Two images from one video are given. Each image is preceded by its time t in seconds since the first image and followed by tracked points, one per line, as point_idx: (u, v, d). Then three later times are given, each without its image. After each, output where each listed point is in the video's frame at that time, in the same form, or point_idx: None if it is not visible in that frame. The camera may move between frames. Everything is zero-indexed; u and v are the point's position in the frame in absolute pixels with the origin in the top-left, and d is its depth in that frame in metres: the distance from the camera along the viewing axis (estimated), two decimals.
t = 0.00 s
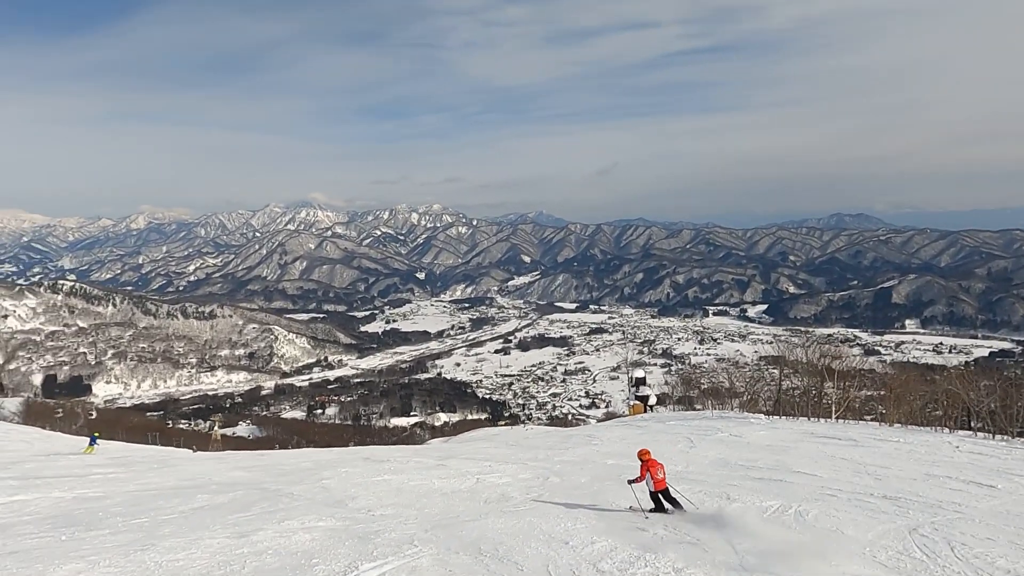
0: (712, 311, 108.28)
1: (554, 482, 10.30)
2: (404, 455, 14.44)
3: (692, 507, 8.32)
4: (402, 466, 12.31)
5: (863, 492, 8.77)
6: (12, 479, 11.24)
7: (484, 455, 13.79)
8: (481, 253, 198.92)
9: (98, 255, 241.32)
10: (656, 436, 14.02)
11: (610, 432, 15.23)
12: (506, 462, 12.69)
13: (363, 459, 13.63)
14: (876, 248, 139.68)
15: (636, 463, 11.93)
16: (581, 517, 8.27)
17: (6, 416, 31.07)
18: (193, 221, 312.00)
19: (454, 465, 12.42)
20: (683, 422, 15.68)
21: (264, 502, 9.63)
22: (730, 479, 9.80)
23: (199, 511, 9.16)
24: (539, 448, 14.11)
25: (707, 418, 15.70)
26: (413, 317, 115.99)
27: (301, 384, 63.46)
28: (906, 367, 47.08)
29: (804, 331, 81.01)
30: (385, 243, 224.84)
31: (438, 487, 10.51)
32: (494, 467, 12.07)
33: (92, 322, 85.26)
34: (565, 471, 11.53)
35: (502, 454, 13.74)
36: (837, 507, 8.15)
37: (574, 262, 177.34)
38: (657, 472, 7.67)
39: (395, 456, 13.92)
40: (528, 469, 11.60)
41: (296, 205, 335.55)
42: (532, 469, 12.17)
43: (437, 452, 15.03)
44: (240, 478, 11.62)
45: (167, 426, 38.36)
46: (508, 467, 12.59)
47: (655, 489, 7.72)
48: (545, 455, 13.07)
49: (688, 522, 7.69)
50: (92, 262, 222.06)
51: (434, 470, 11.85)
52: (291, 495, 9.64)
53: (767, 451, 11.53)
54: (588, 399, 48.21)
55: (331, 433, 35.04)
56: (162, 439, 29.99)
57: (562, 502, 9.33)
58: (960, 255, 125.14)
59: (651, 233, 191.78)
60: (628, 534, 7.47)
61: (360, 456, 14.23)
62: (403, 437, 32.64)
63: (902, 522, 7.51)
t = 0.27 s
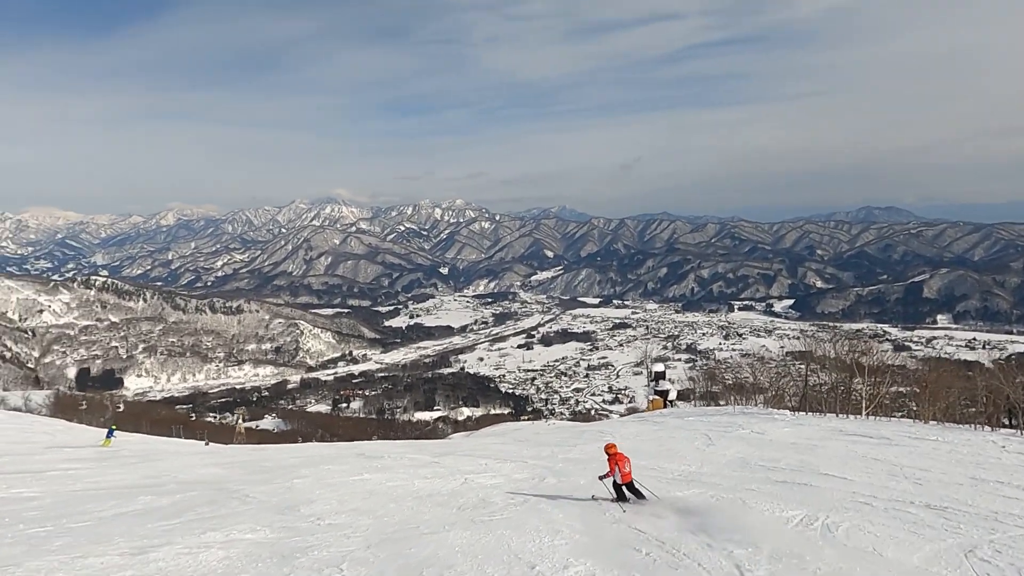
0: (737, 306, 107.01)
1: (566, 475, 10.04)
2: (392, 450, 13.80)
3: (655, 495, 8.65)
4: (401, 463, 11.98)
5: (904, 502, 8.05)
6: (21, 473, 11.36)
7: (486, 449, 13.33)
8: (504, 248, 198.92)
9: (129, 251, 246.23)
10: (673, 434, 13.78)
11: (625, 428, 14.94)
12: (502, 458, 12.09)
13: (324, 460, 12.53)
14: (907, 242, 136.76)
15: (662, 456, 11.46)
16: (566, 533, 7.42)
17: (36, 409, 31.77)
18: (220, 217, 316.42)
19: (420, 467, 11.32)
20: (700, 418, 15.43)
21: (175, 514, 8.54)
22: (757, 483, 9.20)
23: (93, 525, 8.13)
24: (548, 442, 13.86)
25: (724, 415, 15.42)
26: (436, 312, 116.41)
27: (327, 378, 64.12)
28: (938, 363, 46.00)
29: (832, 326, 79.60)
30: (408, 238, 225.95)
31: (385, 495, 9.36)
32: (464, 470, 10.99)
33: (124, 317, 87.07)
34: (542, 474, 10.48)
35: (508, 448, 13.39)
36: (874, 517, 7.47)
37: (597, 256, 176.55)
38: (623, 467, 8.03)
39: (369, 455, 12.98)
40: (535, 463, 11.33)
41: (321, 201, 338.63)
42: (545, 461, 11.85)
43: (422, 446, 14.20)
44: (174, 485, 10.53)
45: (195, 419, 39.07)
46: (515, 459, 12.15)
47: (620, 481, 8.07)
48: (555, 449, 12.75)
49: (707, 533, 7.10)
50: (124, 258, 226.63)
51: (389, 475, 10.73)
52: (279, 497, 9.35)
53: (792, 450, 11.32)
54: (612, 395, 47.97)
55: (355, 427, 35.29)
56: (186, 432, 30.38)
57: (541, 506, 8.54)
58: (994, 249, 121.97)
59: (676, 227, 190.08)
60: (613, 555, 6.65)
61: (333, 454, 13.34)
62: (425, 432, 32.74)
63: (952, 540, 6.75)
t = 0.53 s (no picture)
0: (771, 302, 105.30)
1: (593, 468, 9.81)
2: (393, 444, 13.36)
3: (630, 487, 8.59)
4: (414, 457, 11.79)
5: (973, 515, 6.83)
6: (44, 458, 11.62)
7: (502, 443, 13.01)
8: (534, 243, 198.79)
9: (168, 248, 252.55)
10: (697, 428, 13.52)
11: (647, 422, 14.66)
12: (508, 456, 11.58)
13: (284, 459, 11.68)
14: (949, 237, 132.78)
15: (690, 449, 11.23)
16: (530, 550, 6.66)
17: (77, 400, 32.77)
18: (256, 214, 322.30)
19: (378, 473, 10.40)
20: (719, 413, 15.23)
21: (72, 517, 7.94)
22: (805, 492, 8.18)
23: None
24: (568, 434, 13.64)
25: (744, 409, 15.21)
26: (466, 307, 117.03)
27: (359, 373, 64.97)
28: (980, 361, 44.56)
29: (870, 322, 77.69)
30: (439, 234, 227.30)
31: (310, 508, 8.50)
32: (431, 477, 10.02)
33: (163, 312, 89.42)
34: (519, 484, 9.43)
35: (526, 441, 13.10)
36: (938, 532, 6.33)
37: (628, 252, 175.33)
38: (572, 450, 8.39)
39: (345, 454, 12.16)
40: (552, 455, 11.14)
41: (353, 198, 342.17)
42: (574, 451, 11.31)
43: (415, 442, 13.51)
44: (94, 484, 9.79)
45: (230, 412, 39.95)
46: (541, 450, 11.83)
47: (569, 465, 8.44)
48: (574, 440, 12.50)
49: (733, 553, 6.20)
50: (164, 255, 232.69)
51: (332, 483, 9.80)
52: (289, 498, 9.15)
53: (823, 448, 10.86)
54: (642, 391, 47.64)
55: (386, 421, 35.79)
56: (219, 425, 31.01)
57: (519, 518, 7.70)
58: None
59: (709, 222, 187.66)
60: None
61: (310, 452, 12.57)
62: (456, 426, 33.05)
63: None
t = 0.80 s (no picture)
0: (797, 297, 103.86)
1: (596, 463, 9.07)
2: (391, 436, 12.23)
3: (643, 495, 7.40)
4: (426, 442, 11.45)
5: None
6: (62, 435, 11.69)
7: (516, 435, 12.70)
8: (557, 238, 198.40)
9: (197, 244, 256.99)
10: (719, 425, 13.29)
11: (667, 417, 14.45)
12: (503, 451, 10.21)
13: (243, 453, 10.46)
14: (982, 231, 129.65)
15: (704, 454, 10.27)
16: None
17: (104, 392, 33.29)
18: (281, 210, 326.27)
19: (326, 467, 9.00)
20: (737, 410, 15.04)
21: None
22: (853, 504, 6.82)
23: None
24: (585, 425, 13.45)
25: (759, 407, 15.09)
26: (489, 302, 117.27)
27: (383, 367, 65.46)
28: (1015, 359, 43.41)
29: (900, 318, 76.18)
30: (462, 229, 228.01)
31: (194, 507, 7.19)
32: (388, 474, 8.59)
33: (191, 306, 90.86)
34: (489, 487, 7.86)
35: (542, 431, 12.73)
36: None
37: (652, 247, 174.15)
38: (522, 440, 7.94)
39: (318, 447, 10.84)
40: (568, 440, 10.91)
41: (377, 193, 344.47)
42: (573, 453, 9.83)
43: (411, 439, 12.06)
44: (2, 461, 8.87)
45: (255, 404, 40.40)
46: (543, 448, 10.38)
47: (517, 455, 7.97)
48: (592, 430, 12.33)
49: None
50: (192, 250, 236.70)
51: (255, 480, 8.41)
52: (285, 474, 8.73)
53: (862, 448, 10.20)
54: (665, 387, 47.38)
55: (409, 415, 36.02)
56: (242, 418, 31.31)
57: (487, 532, 6.24)
58: None
59: (734, 217, 185.59)
60: None
61: (283, 445, 11.34)
62: (478, 420, 33.16)
63: None
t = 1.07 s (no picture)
0: (821, 293, 102.43)
1: (621, 478, 8.34)
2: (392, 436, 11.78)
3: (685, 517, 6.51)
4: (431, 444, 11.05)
5: None
6: (74, 425, 11.79)
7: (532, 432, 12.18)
8: (577, 233, 197.74)
9: (221, 238, 260.20)
10: (749, 422, 12.64)
11: (690, 413, 14.37)
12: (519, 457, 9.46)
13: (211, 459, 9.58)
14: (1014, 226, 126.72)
15: (741, 455, 9.34)
16: None
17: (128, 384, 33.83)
18: (304, 206, 328.94)
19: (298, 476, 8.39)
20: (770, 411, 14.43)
21: None
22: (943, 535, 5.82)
23: None
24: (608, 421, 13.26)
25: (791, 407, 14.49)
26: (509, 297, 117.32)
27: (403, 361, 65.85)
28: None
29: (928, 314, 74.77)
30: (482, 224, 228.18)
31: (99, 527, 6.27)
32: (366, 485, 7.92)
33: (215, 300, 92.19)
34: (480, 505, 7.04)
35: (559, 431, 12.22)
36: None
37: (673, 242, 172.84)
38: (473, 428, 8.13)
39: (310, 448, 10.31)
40: (586, 439, 10.79)
41: (397, 188, 345.80)
42: (596, 465, 9.00)
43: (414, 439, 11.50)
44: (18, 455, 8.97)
45: (278, 398, 41.00)
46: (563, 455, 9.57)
47: (470, 442, 8.18)
48: (611, 427, 12.23)
49: None
50: (217, 245, 240.00)
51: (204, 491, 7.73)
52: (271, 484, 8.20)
53: (918, 450, 9.21)
54: (686, 382, 47.11)
55: (429, 409, 36.21)
56: (261, 411, 31.62)
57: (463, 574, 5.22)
58: None
59: (756, 212, 183.50)
60: None
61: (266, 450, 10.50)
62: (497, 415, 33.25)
63: None
